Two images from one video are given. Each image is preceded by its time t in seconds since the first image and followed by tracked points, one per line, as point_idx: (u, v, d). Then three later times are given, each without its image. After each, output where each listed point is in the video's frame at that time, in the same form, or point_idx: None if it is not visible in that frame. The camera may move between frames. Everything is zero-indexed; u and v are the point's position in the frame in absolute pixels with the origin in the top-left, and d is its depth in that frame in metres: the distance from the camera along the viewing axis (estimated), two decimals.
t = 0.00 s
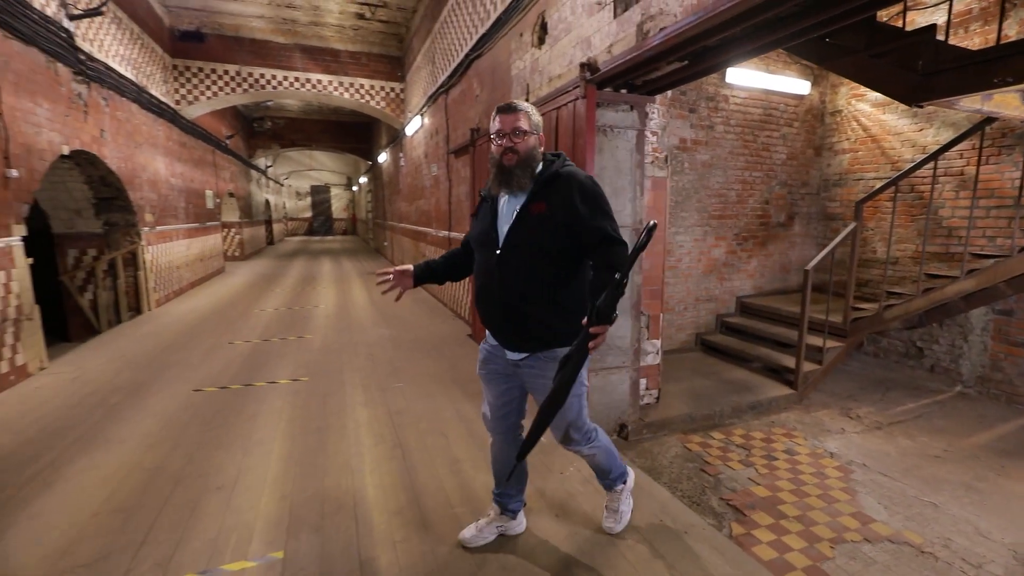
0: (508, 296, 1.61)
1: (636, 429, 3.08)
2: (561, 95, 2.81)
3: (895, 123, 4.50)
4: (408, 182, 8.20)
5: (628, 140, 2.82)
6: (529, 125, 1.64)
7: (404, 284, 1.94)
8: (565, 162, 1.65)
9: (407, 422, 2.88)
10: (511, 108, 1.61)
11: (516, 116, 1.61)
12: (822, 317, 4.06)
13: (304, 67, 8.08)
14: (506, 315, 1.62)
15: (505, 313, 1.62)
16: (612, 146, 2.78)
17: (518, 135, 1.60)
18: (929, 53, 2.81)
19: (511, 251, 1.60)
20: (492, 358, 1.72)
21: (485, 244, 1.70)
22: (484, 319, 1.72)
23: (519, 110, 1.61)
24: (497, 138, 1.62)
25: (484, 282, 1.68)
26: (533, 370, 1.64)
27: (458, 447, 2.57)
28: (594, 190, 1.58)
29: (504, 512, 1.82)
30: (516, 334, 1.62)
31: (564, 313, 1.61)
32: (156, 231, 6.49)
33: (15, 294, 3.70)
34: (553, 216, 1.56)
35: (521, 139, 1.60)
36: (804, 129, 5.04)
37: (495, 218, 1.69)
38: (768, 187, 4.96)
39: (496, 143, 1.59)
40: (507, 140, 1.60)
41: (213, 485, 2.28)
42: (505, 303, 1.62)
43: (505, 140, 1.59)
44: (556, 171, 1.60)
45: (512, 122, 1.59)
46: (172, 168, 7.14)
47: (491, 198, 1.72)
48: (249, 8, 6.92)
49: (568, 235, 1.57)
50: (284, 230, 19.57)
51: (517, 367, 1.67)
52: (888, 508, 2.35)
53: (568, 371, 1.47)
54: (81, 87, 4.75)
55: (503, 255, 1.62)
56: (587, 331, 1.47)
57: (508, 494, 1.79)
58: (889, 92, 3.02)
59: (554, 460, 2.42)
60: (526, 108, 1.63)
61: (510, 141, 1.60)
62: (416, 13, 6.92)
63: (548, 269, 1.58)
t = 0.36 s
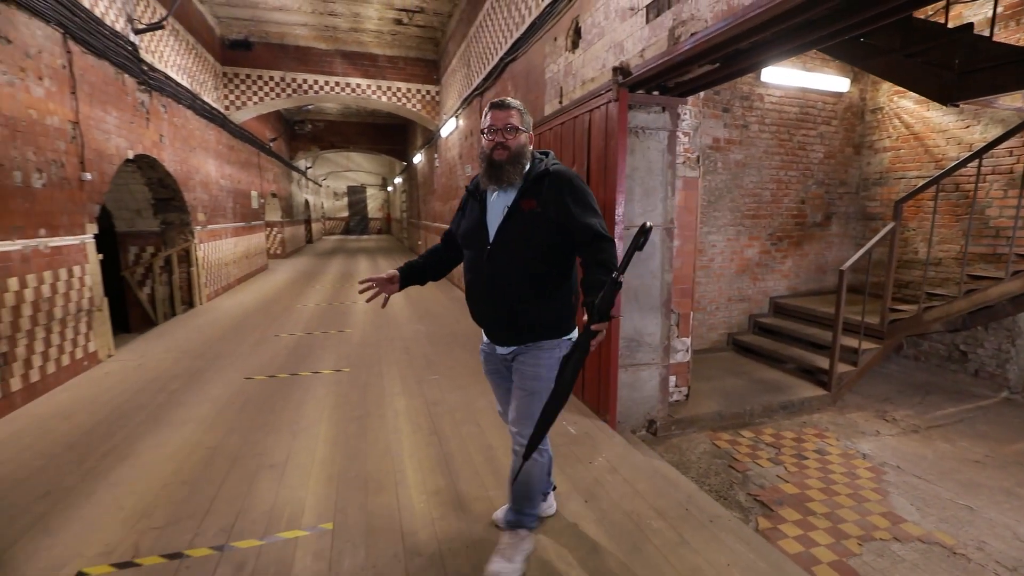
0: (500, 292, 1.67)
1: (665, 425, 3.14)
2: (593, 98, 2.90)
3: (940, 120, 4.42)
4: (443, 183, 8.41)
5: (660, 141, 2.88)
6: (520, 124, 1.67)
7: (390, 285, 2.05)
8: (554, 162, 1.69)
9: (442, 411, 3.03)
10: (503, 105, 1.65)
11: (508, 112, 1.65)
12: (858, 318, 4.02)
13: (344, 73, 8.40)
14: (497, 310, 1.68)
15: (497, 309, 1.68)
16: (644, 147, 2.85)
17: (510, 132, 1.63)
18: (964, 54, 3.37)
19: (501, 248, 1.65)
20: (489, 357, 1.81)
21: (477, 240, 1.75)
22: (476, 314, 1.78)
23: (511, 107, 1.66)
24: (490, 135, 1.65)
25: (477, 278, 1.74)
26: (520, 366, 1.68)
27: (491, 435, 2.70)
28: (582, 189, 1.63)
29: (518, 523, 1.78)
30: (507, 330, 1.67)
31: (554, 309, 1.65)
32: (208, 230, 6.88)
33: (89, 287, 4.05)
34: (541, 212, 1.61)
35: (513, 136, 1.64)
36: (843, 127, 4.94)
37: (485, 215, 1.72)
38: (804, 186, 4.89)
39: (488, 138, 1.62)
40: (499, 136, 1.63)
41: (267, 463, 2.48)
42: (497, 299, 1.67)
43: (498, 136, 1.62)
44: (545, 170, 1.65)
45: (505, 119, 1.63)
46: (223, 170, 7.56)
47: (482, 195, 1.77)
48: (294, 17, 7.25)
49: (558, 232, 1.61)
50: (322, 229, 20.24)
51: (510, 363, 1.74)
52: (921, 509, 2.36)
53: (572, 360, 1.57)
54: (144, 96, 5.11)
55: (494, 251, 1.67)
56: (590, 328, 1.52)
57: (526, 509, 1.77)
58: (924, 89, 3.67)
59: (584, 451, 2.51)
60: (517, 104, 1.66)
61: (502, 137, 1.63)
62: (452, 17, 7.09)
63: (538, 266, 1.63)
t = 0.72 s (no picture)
0: (474, 294, 1.62)
1: (686, 421, 3.19)
2: (617, 99, 2.96)
3: (974, 117, 4.35)
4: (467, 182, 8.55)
5: (684, 141, 2.92)
6: (524, 122, 1.66)
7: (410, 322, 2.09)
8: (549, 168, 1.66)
9: (468, 403, 3.14)
10: (512, 101, 1.65)
11: (514, 109, 1.64)
12: (884, 319, 4.00)
13: (372, 74, 8.60)
14: (470, 310, 1.64)
15: (470, 309, 1.64)
16: (667, 147, 2.90)
17: (514, 130, 1.62)
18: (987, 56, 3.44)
19: (482, 247, 1.61)
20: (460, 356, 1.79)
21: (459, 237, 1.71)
22: (449, 310, 1.73)
23: (519, 104, 1.65)
24: (494, 129, 1.65)
25: (454, 274, 1.69)
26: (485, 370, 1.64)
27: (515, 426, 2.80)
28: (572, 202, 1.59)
29: (477, 528, 1.71)
30: (477, 332, 1.63)
31: (527, 321, 1.61)
32: (243, 228, 7.16)
33: (136, 281, 4.30)
34: (523, 220, 1.57)
35: (515, 135, 1.62)
36: (872, 125, 4.88)
37: (472, 212, 1.69)
38: (831, 185, 4.84)
39: (490, 132, 1.62)
40: (500, 131, 1.63)
41: (304, 447, 2.63)
42: (470, 299, 1.63)
43: (501, 132, 1.62)
44: (538, 176, 1.62)
45: (510, 116, 1.63)
46: (256, 170, 7.84)
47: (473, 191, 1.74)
48: (325, 21, 7.46)
49: (544, 243, 1.58)
50: (348, 227, 20.67)
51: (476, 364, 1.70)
52: (944, 509, 2.38)
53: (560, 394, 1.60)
54: (186, 99, 5.36)
55: (474, 249, 1.62)
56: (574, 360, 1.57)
57: (491, 513, 1.70)
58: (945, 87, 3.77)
59: (606, 443, 2.59)
60: (526, 103, 1.65)
61: (505, 135, 1.62)
62: (478, 19, 7.21)
63: (519, 272, 1.59)
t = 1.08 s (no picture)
0: (469, 289, 1.68)
1: (705, 418, 3.22)
2: (638, 99, 3.01)
3: (1004, 114, 4.28)
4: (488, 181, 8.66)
5: (704, 141, 2.96)
6: (523, 118, 1.67)
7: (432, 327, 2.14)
8: (550, 165, 1.68)
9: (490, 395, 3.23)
10: (510, 96, 1.65)
11: (513, 105, 1.65)
12: (907, 318, 3.98)
13: (395, 75, 8.76)
14: (464, 306, 1.69)
15: (464, 304, 1.69)
16: (688, 147, 2.94)
17: (512, 128, 1.63)
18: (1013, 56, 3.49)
19: (479, 243, 1.65)
20: (446, 352, 1.82)
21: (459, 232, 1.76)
22: (447, 303, 1.78)
23: (518, 99, 1.65)
24: (492, 126, 1.66)
25: (452, 268, 1.74)
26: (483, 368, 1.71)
27: (536, 418, 2.88)
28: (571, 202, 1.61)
29: (500, 516, 1.78)
30: (470, 327, 1.69)
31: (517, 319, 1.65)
32: (270, 226, 7.38)
33: (172, 277, 4.50)
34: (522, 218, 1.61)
35: (513, 132, 1.63)
36: (898, 122, 4.83)
37: (472, 208, 1.73)
38: (855, 184, 4.80)
39: (487, 130, 1.63)
40: (499, 129, 1.65)
41: (335, 436, 2.76)
42: (466, 293, 1.68)
43: (499, 129, 1.63)
44: (539, 174, 1.64)
45: (508, 112, 1.63)
46: (282, 170, 8.05)
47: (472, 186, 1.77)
48: (349, 24, 7.63)
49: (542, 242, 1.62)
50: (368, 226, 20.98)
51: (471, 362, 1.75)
52: (965, 508, 2.39)
53: (503, 395, 1.58)
54: (218, 102, 5.56)
55: (472, 245, 1.67)
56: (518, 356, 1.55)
57: (509, 500, 1.77)
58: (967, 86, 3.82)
59: (625, 436, 2.66)
60: (525, 99, 1.65)
61: (503, 132, 1.63)
62: (499, 20, 7.30)
63: (516, 270, 1.63)
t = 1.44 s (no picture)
0: (482, 288, 1.67)
1: (731, 415, 3.24)
2: (667, 97, 3.03)
3: None
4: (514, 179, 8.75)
5: (733, 138, 2.97)
6: (522, 115, 1.71)
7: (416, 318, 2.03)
8: (552, 160, 1.73)
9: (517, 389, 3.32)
10: (509, 95, 1.69)
11: (512, 102, 1.69)
12: (942, 319, 3.90)
13: (422, 75, 8.91)
14: (477, 305, 1.69)
15: (478, 304, 1.68)
16: (716, 145, 2.95)
17: (515, 125, 1.66)
18: None
19: (491, 241, 1.67)
20: (454, 349, 1.80)
21: (463, 233, 1.75)
22: (454, 305, 1.76)
23: (515, 97, 1.69)
24: (493, 126, 1.68)
25: (461, 269, 1.73)
26: (496, 365, 1.74)
27: (563, 411, 2.96)
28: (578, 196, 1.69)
29: (529, 500, 1.86)
30: (486, 326, 1.69)
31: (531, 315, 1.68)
32: (302, 224, 7.63)
33: (213, 272, 4.72)
34: (536, 215, 1.65)
35: (516, 130, 1.66)
36: (935, 118, 4.70)
37: (478, 207, 1.73)
38: (889, 182, 4.70)
39: (490, 129, 1.65)
40: (500, 126, 1.67)
41: (368, 424, 2.88)
42: (478, 293, 1.68)
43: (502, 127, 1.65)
44: (546, 169, 1.69)
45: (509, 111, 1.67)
46: (314, 169, 8.29)
47: (472, 186, 1.77)
48: (379, 25, 7.79)
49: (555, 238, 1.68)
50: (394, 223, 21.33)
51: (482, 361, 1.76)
52: (998, 510, 2.37)
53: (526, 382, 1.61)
54: (255, 103, 5.77)
55: (483, 244, 1.68)
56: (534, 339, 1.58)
57: (537, 484, 1.84)
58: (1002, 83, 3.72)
59: (650, 430, 2.71)
60: (523, 97, 1.70)
61: (506, 129, 1.65)
62: (526, 19, 7.35)
63: (529, 268, 1.66)
